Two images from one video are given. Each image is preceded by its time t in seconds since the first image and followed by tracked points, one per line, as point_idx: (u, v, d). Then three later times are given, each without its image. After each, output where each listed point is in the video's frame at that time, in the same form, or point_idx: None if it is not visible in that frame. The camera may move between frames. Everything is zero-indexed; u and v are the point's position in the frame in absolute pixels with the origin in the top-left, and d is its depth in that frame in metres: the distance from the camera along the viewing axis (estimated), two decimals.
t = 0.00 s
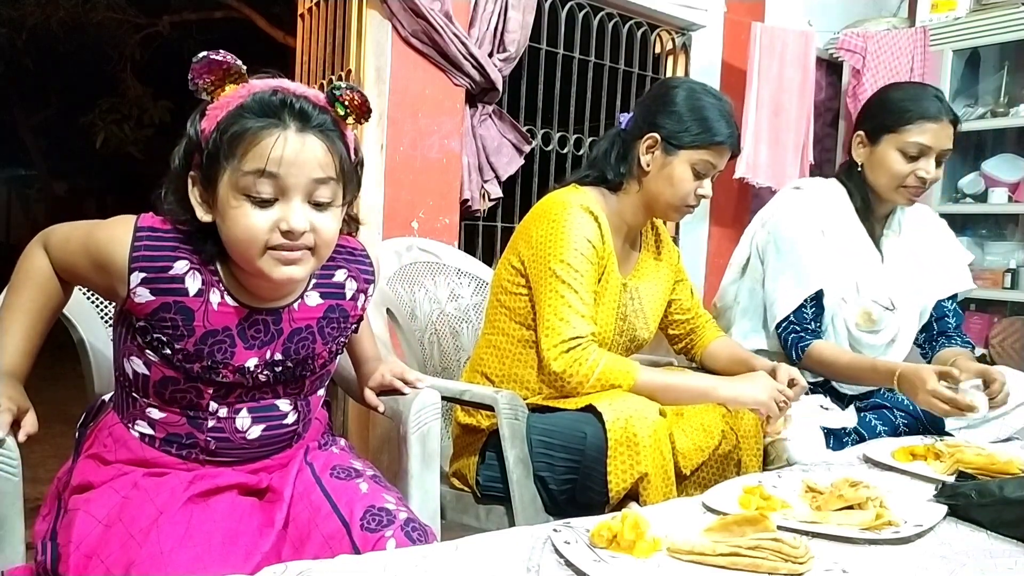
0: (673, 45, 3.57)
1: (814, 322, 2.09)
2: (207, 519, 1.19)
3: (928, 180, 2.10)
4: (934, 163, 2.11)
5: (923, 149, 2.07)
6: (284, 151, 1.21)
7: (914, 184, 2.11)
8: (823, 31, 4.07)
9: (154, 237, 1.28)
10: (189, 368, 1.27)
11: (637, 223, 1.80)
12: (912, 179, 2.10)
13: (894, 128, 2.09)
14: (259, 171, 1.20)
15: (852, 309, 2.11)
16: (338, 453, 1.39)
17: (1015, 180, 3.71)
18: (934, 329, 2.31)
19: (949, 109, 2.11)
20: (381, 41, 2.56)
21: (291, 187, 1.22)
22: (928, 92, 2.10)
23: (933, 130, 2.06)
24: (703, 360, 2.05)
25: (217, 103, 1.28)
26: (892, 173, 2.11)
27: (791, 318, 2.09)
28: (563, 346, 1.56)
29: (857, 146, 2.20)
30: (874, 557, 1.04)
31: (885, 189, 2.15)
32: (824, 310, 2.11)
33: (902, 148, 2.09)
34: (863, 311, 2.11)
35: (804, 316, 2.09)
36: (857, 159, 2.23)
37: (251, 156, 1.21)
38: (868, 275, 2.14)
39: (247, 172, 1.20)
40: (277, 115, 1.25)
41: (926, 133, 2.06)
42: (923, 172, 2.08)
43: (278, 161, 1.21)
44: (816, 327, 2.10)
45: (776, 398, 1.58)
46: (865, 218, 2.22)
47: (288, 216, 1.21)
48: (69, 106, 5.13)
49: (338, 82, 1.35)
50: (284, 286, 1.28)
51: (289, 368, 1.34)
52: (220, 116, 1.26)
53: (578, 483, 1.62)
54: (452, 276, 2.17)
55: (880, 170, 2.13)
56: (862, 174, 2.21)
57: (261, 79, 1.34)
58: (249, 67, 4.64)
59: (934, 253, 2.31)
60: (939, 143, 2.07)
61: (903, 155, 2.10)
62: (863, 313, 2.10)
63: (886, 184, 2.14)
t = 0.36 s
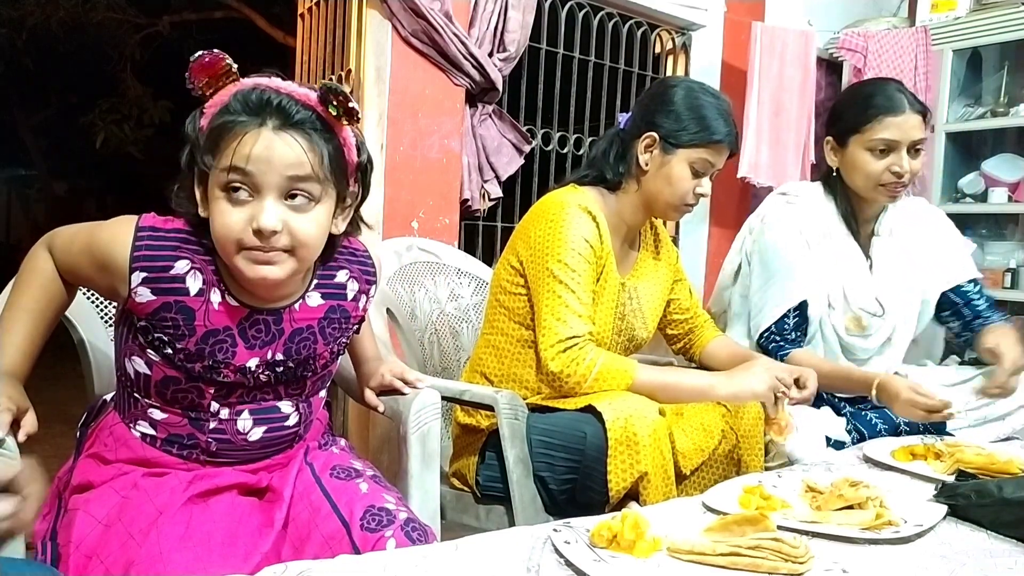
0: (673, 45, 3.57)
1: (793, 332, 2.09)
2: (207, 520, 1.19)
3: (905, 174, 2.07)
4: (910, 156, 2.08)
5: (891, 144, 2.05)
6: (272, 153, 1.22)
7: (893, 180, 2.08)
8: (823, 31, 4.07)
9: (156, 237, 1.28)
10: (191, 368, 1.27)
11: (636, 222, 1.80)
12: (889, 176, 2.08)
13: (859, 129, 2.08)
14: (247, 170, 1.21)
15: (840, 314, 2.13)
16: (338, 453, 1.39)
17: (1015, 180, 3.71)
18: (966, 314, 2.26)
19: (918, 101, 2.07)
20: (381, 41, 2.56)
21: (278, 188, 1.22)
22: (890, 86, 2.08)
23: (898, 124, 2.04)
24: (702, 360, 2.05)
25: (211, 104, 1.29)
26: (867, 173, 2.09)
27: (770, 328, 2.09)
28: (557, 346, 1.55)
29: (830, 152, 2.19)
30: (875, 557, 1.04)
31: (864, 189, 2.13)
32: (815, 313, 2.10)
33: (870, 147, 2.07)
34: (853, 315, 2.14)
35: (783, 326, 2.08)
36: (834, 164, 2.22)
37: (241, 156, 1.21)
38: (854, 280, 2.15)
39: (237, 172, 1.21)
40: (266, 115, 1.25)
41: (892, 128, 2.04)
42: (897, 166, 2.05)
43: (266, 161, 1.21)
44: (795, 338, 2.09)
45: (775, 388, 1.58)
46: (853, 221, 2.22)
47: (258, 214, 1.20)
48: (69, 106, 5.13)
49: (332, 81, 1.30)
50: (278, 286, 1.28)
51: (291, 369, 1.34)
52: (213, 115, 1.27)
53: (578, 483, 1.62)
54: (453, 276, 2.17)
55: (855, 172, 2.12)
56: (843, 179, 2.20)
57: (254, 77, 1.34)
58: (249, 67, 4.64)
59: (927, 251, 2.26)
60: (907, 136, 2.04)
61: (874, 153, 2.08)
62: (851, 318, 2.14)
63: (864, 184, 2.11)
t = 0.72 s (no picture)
0: (673, 45, 3.57)
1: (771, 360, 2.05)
2: (207, 519, 1.19)
3: (923, 216, 1.80)
4: (930, 198, 1.82)
5: (908, 179, 1.80)
6: (275, 151, 1.22)
7: (910, 222, 1.82)
8: (822, 31, 4.07)
9: (156, 237, 1.28)
10: (190, 367, 1.28)
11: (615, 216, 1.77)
12: (905, 216, 1.81)
13: (872, 161, 1.84)
14: (243, 169, 1.21)
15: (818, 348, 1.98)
16: (338, 453, 1.39)
17: (1015, 180, 3.71)
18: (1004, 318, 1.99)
19: (941, 134, 1.83)
20: (381, 40, 2.56)
21: (277, 188, 1.22)
22: (910, 119, 1.85)
23: (917, 157, 1.79)
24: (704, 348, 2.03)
25: (208, 104, 1.30)
26: (880, 213, 1.83)
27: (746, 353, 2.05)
28: (526, 336, 1.51)
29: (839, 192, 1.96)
30: (874, 556, 1.04)
31: (876, 232, 1.86)
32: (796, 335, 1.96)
33: (884, 182, 1.82)
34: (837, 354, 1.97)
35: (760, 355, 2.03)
36: (844, 205, 1.98)
37: (236, 156, 1.21)
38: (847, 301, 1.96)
39: (232, 171, 1.21)
40: (263, 112, 1.25)
41: (909, 161, 1.80)
42: (915, 204, 1.79)
43: (262, 160, 1.21)
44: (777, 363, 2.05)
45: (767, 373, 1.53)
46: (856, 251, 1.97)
47: (262, 214, 1.20)
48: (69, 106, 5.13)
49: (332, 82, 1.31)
50: (276, 286, 1.28)
51: (290, 368, 1.34)
52: (214, 113, 1.27)
53: (578, 481, 1.60)
54: (452, 276, 2.17)
55: (865, 212, 1.86)
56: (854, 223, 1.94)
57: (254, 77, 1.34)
58: (249, 67, 4.64)
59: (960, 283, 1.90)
60: (928, 171, 1.78)
61: (886, 190, 1.83)
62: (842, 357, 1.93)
63: (876, 226, 1.85)
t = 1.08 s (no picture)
0: (673, 45, 3.57)
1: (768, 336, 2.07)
2: (207, 519, 1.19)
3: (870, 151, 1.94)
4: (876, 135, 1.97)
5: (851, 124, 1.95)
6: (341, 155, 1.22)
7: (861, 160, 1.96)
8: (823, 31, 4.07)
9: (155, 234, 1.28)
10: (189, 363, 1.27)
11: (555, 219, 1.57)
12: (855, 157, 1.96)
13: (817, 115, 2.00)
14: (317, 170, 1.21)
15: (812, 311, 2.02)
16: (338, 453, 1.39)
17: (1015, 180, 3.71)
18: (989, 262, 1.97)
19: (876, 83, 2.00)
20: (381, 41, 2.56)
21: (341, 189, 1.23)
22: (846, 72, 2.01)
23: (856, 103, 1.94)
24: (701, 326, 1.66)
25: (253, 101, 1.25)
26: (833, 159, 1.98)
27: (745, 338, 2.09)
28: (434, 358, 1.38)
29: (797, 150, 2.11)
30: (874, 556, 1.04)
31: (834, 176, 2.01)
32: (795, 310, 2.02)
33: (830, 130, 1.98)
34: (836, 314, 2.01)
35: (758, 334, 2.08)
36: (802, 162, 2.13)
37: (305, 158, 1.21)
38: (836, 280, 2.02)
39: (302, 171, 1.20)
40: (319, 116, 1.24)
41: (850, 108, 1.95)
42: (861, 144, 1.94)
43: (335, 163, 1.21)
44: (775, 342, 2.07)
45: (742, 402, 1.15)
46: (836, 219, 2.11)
47: (335, 214, 1.22)
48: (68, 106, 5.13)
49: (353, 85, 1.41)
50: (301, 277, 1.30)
51: (289, 365, 1.34)
52: (260, 114, 1.23)
53: (578, 481, 1.58)
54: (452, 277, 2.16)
55: (820, 159, 2.02)
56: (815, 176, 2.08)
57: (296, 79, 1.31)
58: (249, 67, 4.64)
59: (941, 261, 2.02)
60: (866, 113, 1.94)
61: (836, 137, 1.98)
62: (841, 322, 1.96)
63: (832, 172, 2.00)
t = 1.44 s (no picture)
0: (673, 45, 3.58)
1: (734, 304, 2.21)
2: (207, 519, 1.19)
3: (836, 180, 2.15)
4: (845, 160, 2.14)
5: (825, 153, 2.12)
6: (353, 161, 1.25)
7: (829, 183, 2.16)
8: (823, 31, 4.07)
9: (155, 237, 1.28)
10: (190, 368, 1.28)
11: (542, 244, 1.53)
12: (823, 179, 2.16)
13: (799, 136, 2.14)
14: (330, 175, 1.22)
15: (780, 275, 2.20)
16: (338, 454, 1.40)
17: (1015, 180, 3.71)
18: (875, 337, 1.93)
19: (855, 108, 2.11)
20: (380, 41, 2.56)
21: (349, 192, 1.25)
22: (829, 95, 2.12)
23: (833, 136, 2.09)
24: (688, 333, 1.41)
25: (268, 104, 1.27)
26: (805, 176, 2.18)
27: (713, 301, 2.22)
28: (424, 381, 1.22)
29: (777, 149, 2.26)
30: (874, 556, 1.04)
31: (805, 186, 2.22)
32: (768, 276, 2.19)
33: (807, 153, 2.14)
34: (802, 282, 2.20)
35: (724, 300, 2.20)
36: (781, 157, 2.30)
37: (319, 162, 1.22)
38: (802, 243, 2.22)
39: (313, 175, 1.22)
40: (331, 122, 1.26)
41: (827, 139, 2.09)
42: (830, 172, 2.13)
43: (348, 167, 1.24)
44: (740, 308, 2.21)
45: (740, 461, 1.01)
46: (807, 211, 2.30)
47: (348, 217, 1.24)
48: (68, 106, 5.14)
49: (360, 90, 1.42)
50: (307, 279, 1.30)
51: (289, 370, 1.34)
52: (272, 117, 1.24)
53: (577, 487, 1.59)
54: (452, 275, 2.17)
55: (794, 172, 2.21)
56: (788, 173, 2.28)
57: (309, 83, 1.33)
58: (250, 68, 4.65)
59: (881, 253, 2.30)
60: (839, 145, 2.09)
61: (809, 158, 2.15)
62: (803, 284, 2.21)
63: (804, 184, 2.21)
